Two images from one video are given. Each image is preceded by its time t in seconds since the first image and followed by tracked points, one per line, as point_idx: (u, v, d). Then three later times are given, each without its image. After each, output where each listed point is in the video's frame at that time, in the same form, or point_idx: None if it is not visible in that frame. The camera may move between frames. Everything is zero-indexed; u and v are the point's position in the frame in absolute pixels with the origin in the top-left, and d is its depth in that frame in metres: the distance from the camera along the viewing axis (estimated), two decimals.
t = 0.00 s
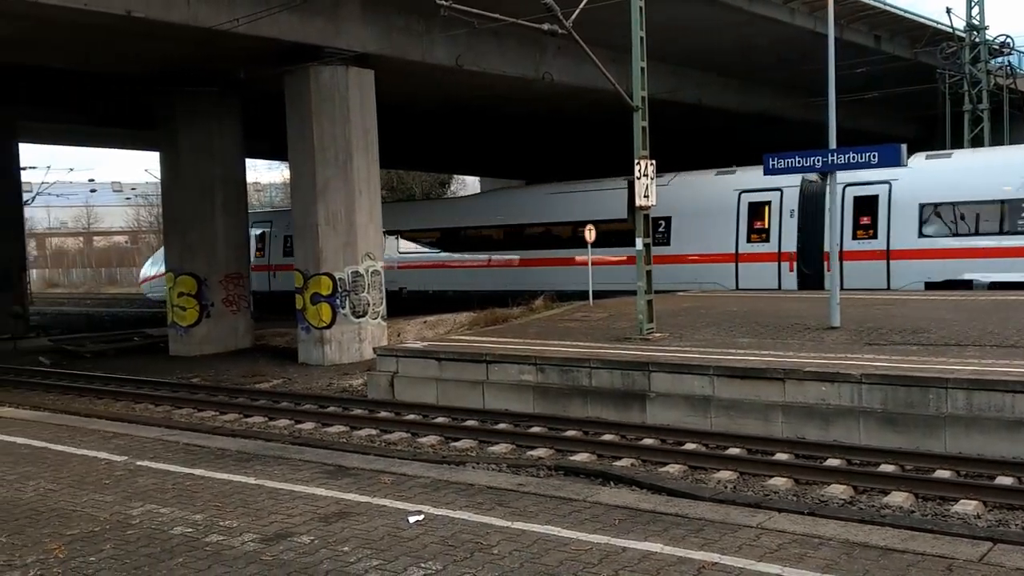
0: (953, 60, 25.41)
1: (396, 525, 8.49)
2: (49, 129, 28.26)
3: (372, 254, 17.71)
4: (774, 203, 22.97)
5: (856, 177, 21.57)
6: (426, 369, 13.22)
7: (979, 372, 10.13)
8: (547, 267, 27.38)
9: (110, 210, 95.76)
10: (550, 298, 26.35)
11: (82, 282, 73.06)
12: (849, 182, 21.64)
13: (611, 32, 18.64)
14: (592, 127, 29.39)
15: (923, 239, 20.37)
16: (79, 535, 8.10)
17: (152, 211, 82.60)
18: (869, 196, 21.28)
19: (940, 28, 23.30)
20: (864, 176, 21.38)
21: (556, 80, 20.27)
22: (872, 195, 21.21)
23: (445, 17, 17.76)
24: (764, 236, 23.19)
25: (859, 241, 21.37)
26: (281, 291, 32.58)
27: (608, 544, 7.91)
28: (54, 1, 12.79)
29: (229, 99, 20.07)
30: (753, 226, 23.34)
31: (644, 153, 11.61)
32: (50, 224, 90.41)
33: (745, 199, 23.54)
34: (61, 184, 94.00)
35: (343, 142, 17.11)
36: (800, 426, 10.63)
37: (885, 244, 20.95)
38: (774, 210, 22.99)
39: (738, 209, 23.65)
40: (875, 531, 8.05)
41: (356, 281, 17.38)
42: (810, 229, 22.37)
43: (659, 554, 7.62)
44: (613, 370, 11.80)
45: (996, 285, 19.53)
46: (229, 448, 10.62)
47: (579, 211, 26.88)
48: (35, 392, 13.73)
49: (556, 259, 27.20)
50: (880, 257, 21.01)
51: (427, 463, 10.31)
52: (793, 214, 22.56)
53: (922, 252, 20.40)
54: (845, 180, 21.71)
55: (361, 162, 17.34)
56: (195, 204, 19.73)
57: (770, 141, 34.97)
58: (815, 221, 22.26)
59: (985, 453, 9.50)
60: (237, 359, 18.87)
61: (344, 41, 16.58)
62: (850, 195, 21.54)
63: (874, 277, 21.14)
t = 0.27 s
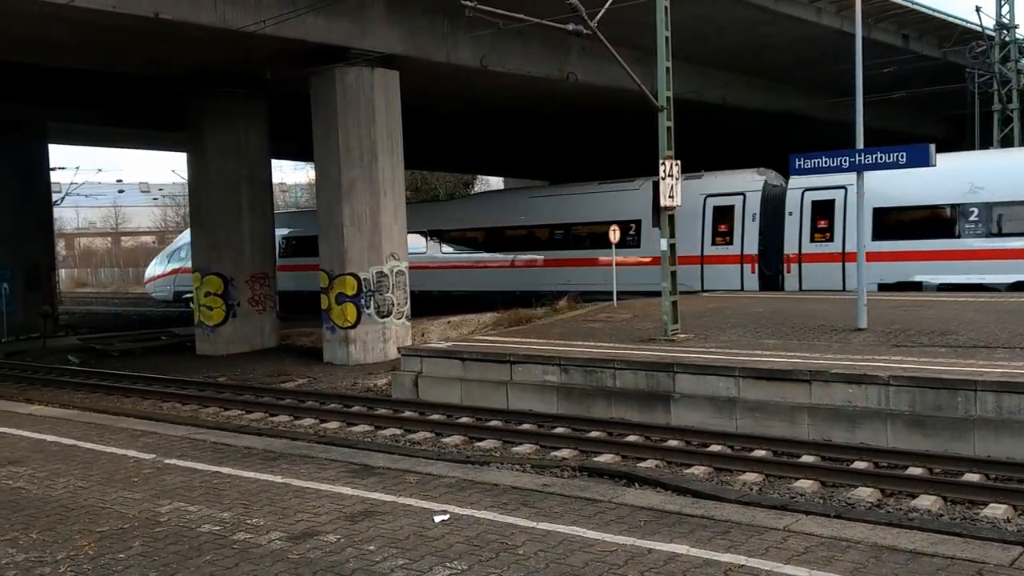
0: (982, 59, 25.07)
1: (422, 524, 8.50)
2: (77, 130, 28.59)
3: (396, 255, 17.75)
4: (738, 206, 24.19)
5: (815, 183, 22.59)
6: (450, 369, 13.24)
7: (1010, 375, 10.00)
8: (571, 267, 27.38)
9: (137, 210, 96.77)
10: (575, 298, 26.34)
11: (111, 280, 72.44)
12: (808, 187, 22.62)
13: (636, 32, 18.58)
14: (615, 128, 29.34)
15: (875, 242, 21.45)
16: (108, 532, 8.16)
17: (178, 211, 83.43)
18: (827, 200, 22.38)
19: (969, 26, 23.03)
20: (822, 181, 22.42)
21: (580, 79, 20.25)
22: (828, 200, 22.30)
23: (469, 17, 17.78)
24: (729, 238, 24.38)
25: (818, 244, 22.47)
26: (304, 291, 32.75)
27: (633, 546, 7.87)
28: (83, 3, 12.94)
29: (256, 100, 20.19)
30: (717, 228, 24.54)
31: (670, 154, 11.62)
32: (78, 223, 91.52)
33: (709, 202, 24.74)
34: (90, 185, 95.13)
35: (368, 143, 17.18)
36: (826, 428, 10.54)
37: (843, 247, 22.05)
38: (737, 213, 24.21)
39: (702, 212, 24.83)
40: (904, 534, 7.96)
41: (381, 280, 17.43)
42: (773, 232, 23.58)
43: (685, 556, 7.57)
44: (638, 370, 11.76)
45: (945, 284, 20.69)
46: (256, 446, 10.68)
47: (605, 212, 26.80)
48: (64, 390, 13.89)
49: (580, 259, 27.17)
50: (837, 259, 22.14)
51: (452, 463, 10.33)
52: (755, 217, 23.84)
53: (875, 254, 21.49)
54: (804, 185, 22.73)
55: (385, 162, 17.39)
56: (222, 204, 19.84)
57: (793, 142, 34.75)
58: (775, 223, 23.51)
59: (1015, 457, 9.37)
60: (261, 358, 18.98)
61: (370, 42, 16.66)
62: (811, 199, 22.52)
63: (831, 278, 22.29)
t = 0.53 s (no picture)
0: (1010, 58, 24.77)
1: (445, 524, 8.50)
2: (102, 131, 28.91)
3: (420, 255, 17.78)
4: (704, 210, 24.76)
5: (775, 187, 23.42)
6: (473, 369, 13.26)
7: None
8: (593, 267, 27.31)
9: (163, 210, 97.72)
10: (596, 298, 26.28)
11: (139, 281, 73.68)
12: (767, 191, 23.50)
13: (659, 31, 18.52)
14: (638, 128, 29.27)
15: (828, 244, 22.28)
16: (135, 529, 8.23)
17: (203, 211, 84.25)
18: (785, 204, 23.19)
19: (998, 25, 22.77)
20: (780, 186, 23.27)
21: (603, 80, 20.22)
22: (787, 203, 23.12)
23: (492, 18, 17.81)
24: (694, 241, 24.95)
25: (776, 246, 23.24)
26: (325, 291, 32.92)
27: (657, 547, 7.82)
28: (110, 6, 13.08)
29: (281, 102, 20.31)
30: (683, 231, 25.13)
31: (693, 154, 11.61)
32: (105, 224, 92.65)
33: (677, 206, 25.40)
34: (117, 186, 96.30)
35: (391, 143, 17.24)
36: (851, 431, 10.44)
37: (799, 250, 22.86)
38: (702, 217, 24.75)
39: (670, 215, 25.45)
40: (931, 538, 7.87)
41: (404, 281, 17.47)
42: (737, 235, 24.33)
43: (709, 558, 7.52)
44: (662, 372, 11.73)
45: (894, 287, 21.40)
46: (281, 446, 10.74)
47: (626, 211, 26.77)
48: (91, 389, 14.04)
49: (602, 260, 27.13)
50: (795, 261, 22.87)
51: (476, 463, 10.34)
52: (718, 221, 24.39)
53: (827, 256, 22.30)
54: (764, 190, 23.60)
55: (408, 163, 17.44)
56: (246, 204, 19.95)
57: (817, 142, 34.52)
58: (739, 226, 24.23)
59: None
60: (284, 358, 19.09)
61: (394, 44, 16.73)
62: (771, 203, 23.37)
63: (789, 279, 23.01)
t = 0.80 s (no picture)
0: None
1: (469, 523, 8.51)
2: (127, 132, 29.20)
3: (442, 254, 17.82)
4: (670, 212, 26.15)
5: (736, 191, 25.08)
6: (495, 368, 13.28)
7: None
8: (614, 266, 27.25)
9: (189, 210, 98.66)
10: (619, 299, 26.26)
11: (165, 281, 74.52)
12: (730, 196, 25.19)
13: (682, 30, 18.45)
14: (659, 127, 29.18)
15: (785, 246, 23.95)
16: (161, 526, 8.30)
17: (227, 210, 85.01)
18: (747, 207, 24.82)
19: None
20: (741, 190, 24.93)
21: (626, 79, 20.18)
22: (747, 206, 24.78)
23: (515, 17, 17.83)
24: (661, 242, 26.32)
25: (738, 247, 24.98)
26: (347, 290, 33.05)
27: (681, 547, 7.79)
28: (136, 7, 13.19)
29: (304, 103, 20.42)
30: (651, 233, 26.46)
31: (717, 153, 11.59)
32: (131, 224, 93.69)
33: (645, 209, 26.66)
34: (143, 186, 97.37)
35: (414, 143, 17.30)
36: (875, 432, 10.34)
37: (758, 250, 24.57)
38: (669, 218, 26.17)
39: (639, 218, 26.77)
40: (957, 539, 7.79)
41: (426, 280, 17.52)
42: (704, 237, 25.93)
43: (733, 559, 7.47)
44: (685, 371, 11.69)
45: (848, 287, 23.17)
46: (305, 444, 10.80)
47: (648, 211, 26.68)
48: (116, 387, 14.17)
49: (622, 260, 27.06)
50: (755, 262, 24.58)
51: (498, 463, 10.35)
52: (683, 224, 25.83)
53: (785, 257, 24.02)
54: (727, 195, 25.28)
55: (430, 162, 17.49)
56: (270, 204, 20.06)
57: (839, 141, 34.27)
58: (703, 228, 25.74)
59: None
60: (307, 357, 19.19)
61: (416, 44, 16.79)
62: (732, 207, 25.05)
63: (750, 279, 24.72)
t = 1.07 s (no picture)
0: None
1: (491, 524, 8.53)
2: (151, 133, 29.47)
3: (463, 256, 17.86)
4: (637, 217, 27.51)
5: (699, 196, 26.23)
6: (517, 369, 13.29)
7: None
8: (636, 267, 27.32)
9: (212, 211, 99.45)
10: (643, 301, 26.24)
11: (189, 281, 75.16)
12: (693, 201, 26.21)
13: (705, 31, 18.40)
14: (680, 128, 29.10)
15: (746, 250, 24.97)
16: (186, 525, 8.37)
17: (250, 211, 85.63)
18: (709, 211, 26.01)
19: None
20: (703, 195, 26.06)
21: (648, 80, 20.15)
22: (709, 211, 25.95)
23: (538, 19, 17.85)
24: (630, 245, 27.61)
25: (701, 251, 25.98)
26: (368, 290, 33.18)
27: (704, 550, 7.76)
28: (162, 10, 13.32)
29: (328, 104, 20.54)
30: (621, 237, 27.73)
31: (740, 154, 11.59)
32: (156, 224, 94.59)
33: (615, 213, 27.99)
34: (168, 186, 98.28)
35: (436, 144, 17.35)
36: (900, 435, 10.23)
37: (719, 254, 25.62)
38: (637, 223, 27.51)
39: (609, 222, 28.06)
40: (984, 544, 7.71)
41: (448, 281, 17.58)
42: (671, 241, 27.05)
43: (756, 562, 7.43)
44: (707, 374, 11.65)
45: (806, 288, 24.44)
46: (328, 444, 10.86)
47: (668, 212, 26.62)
48: (141, 386, 14.31)
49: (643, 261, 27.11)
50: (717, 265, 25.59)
51: (520, 464, 10.35)
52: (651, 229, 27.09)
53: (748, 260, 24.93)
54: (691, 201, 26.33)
55: (452, 164, 17.53)
56: (294, 204, 20.16)
57: (862, 141, 34.02)
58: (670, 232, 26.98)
59: None
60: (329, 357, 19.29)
61: (439, 45, 16.83)
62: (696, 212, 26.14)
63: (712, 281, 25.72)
